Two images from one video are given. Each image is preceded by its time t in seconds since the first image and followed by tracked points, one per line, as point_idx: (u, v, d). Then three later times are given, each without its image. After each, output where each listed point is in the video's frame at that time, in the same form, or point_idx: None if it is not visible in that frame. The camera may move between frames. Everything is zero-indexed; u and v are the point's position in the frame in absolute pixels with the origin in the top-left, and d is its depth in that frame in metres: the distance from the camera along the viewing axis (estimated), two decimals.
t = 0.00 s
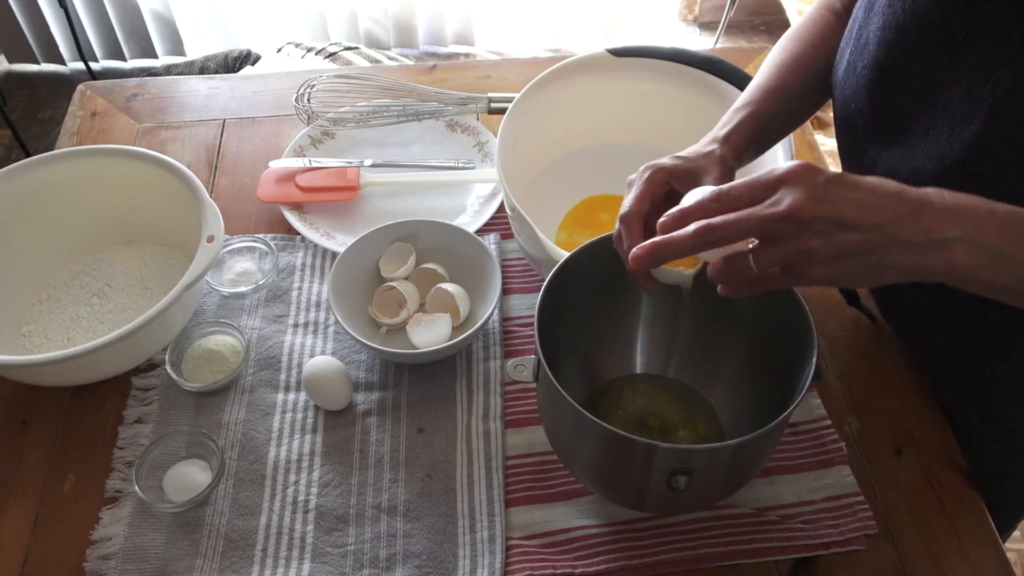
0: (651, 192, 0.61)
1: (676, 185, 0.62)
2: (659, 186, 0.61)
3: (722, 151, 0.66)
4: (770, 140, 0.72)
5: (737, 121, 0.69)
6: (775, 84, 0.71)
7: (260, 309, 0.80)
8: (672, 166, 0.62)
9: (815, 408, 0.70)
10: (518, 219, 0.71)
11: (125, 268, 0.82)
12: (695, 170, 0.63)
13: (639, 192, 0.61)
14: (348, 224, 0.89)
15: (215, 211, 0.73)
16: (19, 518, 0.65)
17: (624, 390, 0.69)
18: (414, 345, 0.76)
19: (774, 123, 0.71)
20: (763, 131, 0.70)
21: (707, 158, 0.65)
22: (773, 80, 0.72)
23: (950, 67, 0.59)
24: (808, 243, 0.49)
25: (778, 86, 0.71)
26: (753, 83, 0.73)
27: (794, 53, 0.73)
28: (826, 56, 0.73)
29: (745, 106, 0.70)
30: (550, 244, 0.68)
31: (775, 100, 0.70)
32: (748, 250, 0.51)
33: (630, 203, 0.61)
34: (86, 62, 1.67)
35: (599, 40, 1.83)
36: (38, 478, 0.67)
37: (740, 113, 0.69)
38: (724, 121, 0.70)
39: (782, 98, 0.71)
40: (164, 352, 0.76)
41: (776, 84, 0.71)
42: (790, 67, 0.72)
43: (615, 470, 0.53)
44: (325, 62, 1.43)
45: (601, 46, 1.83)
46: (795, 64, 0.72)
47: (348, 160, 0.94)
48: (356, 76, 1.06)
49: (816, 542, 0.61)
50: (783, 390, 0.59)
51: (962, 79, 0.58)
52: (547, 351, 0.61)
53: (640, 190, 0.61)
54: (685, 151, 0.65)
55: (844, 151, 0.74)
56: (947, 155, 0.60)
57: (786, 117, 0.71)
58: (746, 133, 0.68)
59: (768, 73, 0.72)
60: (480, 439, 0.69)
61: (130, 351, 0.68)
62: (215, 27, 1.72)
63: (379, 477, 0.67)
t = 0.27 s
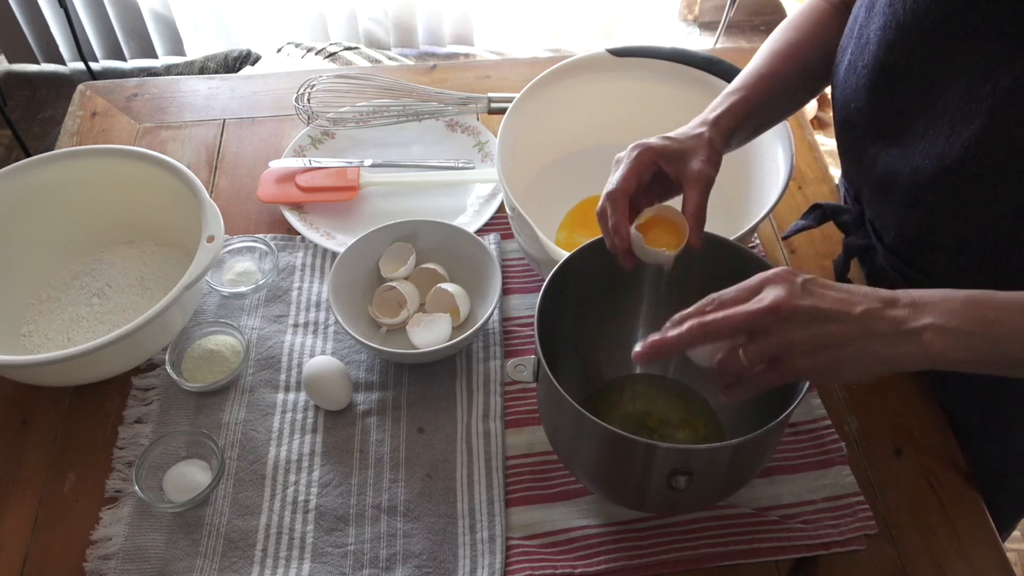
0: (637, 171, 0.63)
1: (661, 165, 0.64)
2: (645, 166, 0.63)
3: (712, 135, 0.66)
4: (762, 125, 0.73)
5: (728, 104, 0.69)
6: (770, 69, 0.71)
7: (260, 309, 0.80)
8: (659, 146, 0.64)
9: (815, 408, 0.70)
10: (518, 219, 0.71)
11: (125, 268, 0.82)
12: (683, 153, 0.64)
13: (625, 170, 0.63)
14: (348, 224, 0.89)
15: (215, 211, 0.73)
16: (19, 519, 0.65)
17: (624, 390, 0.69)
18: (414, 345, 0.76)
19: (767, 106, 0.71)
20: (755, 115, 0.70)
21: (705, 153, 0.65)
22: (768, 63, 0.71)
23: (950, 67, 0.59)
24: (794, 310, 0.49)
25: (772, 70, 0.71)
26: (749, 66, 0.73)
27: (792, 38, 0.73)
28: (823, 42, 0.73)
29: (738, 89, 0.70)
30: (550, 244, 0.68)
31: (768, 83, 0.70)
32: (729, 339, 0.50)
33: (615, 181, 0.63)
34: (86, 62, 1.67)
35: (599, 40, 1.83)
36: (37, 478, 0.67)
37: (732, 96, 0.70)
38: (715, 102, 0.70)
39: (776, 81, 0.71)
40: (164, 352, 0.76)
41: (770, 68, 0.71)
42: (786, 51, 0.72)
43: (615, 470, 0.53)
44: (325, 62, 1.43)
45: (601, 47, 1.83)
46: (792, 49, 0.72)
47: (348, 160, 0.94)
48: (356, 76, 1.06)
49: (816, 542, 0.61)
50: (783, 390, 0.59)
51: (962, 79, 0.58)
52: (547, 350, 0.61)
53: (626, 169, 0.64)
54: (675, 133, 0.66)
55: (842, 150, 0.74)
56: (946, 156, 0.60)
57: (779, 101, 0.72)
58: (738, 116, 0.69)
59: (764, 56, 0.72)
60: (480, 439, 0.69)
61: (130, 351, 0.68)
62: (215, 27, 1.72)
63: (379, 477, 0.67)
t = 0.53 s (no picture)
0: (636, 168, 0.63)
1: (660, 161, 0.64)
2: (644, 164, 0.63)
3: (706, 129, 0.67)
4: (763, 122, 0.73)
5: (724, 99, 0.69)
6: (768, 64, 0.71)
7: (260, 309, 0.80)
8: (659, 142, 0.64)
9: (815, 408, 0.70)
10: (518, 219, 0.71)
11: (125, 268, 0.82)
12: (681, 147, 0.65)
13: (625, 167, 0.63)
14: (348, 224, 0.89)
15: (215, 211, 0.73)
16: (19, 519, 0.65)
17: (623, 390, 0.69)
18: (414, 345, 0.76)
19: (766, 101, 0.71)
20: (753, 110, 0.70)
21: (705, 151, 0.65)
22: (766, 60, 0.72)
23: (948, 68, 0.59)
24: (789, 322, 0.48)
25: (769, 66, 0.71)
26: (748, 63, 0.74)
27: (791, 33, 0.73)
28: (822, 35, 0.73)
29: (735, 84, 0.71)
30: (550, 244, 0.68)
31: (765, 78, 0.71)
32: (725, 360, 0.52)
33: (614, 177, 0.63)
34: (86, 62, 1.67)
35: (599, 40, 1.83)
36: (37, 478, 0.67)
37: (729, 91, 0.70)
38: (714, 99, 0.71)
39: (773, 76, 0.71)
40: (164, 352, 0.76)
41: (768, 63, 0.71)
42: (785, 47, 0.72)
43: (614, 470, 0.53)
44: (325, 62, 1.43)
45: (601, 46, 1.83)
46: (790, 44, 0.72)
47: (348, 160, 0.94)
48: (356, 76, 1.06)
49: (816, 542, 0.61)
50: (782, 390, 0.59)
51: (960, 80, 0.58)
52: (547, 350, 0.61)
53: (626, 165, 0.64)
54: (673, 128, 0.67)
55: (842, 148, 0.74)
56: (943, 156, 0.60)
57: (779, 97, 0.72)
58: (735, 111, 0.69)
59: (761, 53, 0.73)
60: (480, 439, 0.69)
61: (129, 351, 0.68)
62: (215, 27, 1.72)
63: (379, 477, 0.67)
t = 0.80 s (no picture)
0: (643, 164, 0.61)
1: (666, 154, 0.63)
2: (650, 159, 0.62)
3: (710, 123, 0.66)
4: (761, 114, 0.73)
5: (725, 91, 0.69)
6: (764, 56, 0.71)
7: (260, 309, 0.80)
8: (665, 138, 0.63)
9: (815, 408, 0.70)
10: (518, 219, 0.71)
11: (125, 268, 0.82)
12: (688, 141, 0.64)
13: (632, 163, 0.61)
14: (348, 224, 0.89)
15: (215, 211, 0.73)
16: (19, 519, 0.65)
17: (624, 389, 0.69)
18: (414, 345, 0.76)
19: (765, 93, 0.71)
20: (752, 102, 0.70)
21: (710, 144, 0.65)
22: (762, 51, 0.72)
23: (947, 70, 0.59)
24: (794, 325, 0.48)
25: (766, 58, 0.71)
26: (744, 54, 0.73)
27: (786, 23, 0.73)
28: (820, 24, 0.72)
29: (734, 76, 0.70)
30: (550, 244, 0.68)
31: (764, 70, 0.70)
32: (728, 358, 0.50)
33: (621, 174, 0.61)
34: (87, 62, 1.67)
35: (599, 40, 1.83)
36: (37, 478, 0.67)
37: (728, 83, 0.70)
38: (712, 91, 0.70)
39: (772, 68, 0.71)
40: (164, 352, 0.76)
41: (765, 55, 0.71)
42: (781, 37, 0.72)
43: (614, 470, 0.53)
44: (325, 62, 1.43)
45: (601, 46, 1.83)
46: (786, 33, 0.72)
47: (348, 160, 0.94)
48: (356, 76, 1.06)
49: (816, 542, 0.61)
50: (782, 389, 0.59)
51: (959, 82, 0.58)
52: (547, 350, 0.61)
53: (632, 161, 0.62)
54: (676, 120, 0.66)
55: (843, 146, 0.74)
56: (941, 158, 0.60)
57: (778, 88, 0.71)
58: (736, 103, 0.69)
59: (756, 45, 0.73)
60: (480, 439, 0.69)
61: (129, 351, 0.68)
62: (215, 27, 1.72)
63: (379, 477, 0.67)
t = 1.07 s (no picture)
0: (660, 168, 0.59)
1: (680, 153, 0.61)
2: (666, 164, 0.60)
3: (721, 120, 0.64)
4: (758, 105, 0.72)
5: (728, 84, 0.68)
6: (762, 46, 0.70)
7: (260, 309, 0.80)
8: (679, 138, 0.61)
9: (815, 408, 0.70)
10: (518, 219, 0.71)
11: (125, 268, 0.82)
12: (700, 141, 0.62)
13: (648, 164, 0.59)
14: (348, 224, 0.89)
15: (215, 211, 0.73)
16: (19, 518, 0.65)
17: (624, 389, 0.69)
18: (414, 345, 0.76)
19: (763, 84, 0.70)
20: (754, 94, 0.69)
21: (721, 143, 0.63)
22: (759, 41, 0.70)
23: (948, 76, 0.59)
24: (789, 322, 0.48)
25: (764, 48, 0.70)
26: (738, 45, 0.72)
27: (779, 9, 0.71)
28: (822, 10, 0.70)
29: (734, 68, 0.69)
30: (550, 244, 0.68)
31: (764, 61, 0.69)
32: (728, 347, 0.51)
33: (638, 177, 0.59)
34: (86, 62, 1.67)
35: (599, 40, 1.83)
36: (37, 478, 0.67)
37: (729, 76, 0.68)
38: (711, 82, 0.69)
39: (771, 59, 0.69)
40: (164, 352, 0.76)
41: (763, 45, 0.70)
42: (776, 25, 0.71)
43: (615, 470, 0.53)
44: (325, 62, 1.43)
45: (601, 47, 1.83)
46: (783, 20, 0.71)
47: (348, 160, 0.94)
48: (356, 76, 1.06)
49: (816, 542, 0.61)
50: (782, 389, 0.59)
51: (960, 89, 0.58)
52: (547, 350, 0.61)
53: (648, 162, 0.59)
54: (688, 117, 0.64)
55: (844, 145, 0.74)
56: (941, 163, 0.61)
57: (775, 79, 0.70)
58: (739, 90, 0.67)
59: (756, 31, 0.72)
60: (480, 439, 0.69)
61: (130, 351, 0.68)
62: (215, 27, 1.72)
63: (379, 477, 0.67)
